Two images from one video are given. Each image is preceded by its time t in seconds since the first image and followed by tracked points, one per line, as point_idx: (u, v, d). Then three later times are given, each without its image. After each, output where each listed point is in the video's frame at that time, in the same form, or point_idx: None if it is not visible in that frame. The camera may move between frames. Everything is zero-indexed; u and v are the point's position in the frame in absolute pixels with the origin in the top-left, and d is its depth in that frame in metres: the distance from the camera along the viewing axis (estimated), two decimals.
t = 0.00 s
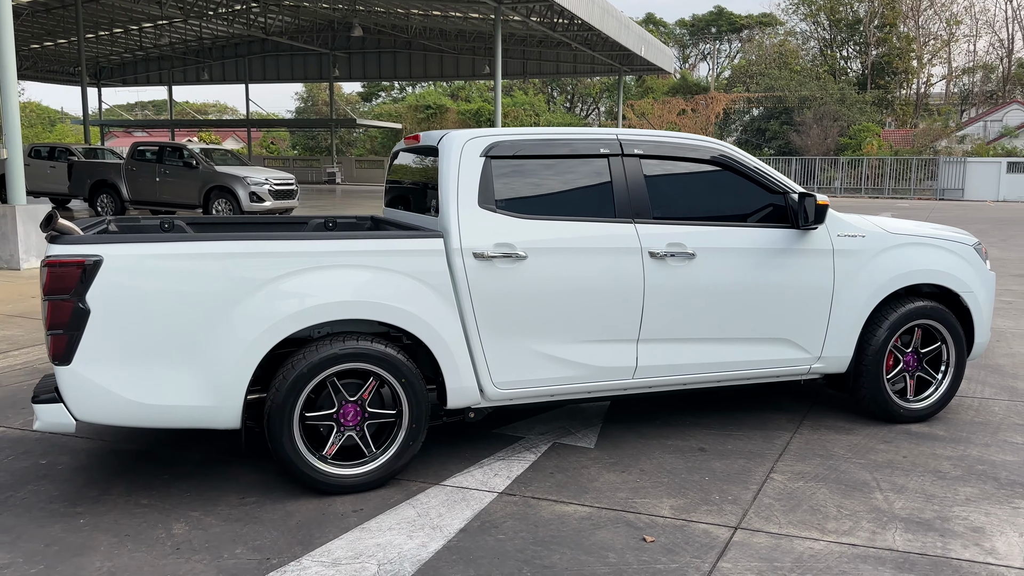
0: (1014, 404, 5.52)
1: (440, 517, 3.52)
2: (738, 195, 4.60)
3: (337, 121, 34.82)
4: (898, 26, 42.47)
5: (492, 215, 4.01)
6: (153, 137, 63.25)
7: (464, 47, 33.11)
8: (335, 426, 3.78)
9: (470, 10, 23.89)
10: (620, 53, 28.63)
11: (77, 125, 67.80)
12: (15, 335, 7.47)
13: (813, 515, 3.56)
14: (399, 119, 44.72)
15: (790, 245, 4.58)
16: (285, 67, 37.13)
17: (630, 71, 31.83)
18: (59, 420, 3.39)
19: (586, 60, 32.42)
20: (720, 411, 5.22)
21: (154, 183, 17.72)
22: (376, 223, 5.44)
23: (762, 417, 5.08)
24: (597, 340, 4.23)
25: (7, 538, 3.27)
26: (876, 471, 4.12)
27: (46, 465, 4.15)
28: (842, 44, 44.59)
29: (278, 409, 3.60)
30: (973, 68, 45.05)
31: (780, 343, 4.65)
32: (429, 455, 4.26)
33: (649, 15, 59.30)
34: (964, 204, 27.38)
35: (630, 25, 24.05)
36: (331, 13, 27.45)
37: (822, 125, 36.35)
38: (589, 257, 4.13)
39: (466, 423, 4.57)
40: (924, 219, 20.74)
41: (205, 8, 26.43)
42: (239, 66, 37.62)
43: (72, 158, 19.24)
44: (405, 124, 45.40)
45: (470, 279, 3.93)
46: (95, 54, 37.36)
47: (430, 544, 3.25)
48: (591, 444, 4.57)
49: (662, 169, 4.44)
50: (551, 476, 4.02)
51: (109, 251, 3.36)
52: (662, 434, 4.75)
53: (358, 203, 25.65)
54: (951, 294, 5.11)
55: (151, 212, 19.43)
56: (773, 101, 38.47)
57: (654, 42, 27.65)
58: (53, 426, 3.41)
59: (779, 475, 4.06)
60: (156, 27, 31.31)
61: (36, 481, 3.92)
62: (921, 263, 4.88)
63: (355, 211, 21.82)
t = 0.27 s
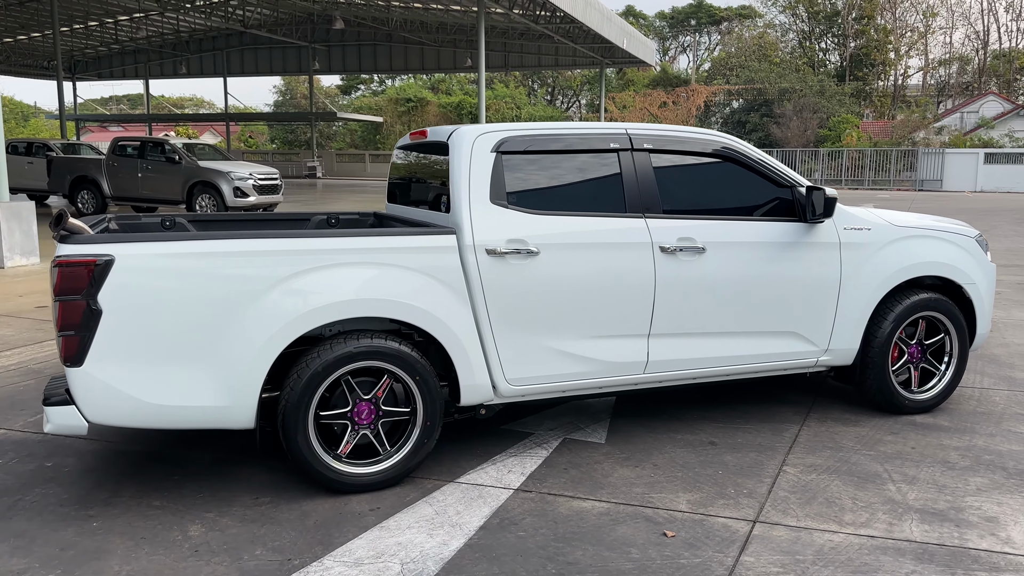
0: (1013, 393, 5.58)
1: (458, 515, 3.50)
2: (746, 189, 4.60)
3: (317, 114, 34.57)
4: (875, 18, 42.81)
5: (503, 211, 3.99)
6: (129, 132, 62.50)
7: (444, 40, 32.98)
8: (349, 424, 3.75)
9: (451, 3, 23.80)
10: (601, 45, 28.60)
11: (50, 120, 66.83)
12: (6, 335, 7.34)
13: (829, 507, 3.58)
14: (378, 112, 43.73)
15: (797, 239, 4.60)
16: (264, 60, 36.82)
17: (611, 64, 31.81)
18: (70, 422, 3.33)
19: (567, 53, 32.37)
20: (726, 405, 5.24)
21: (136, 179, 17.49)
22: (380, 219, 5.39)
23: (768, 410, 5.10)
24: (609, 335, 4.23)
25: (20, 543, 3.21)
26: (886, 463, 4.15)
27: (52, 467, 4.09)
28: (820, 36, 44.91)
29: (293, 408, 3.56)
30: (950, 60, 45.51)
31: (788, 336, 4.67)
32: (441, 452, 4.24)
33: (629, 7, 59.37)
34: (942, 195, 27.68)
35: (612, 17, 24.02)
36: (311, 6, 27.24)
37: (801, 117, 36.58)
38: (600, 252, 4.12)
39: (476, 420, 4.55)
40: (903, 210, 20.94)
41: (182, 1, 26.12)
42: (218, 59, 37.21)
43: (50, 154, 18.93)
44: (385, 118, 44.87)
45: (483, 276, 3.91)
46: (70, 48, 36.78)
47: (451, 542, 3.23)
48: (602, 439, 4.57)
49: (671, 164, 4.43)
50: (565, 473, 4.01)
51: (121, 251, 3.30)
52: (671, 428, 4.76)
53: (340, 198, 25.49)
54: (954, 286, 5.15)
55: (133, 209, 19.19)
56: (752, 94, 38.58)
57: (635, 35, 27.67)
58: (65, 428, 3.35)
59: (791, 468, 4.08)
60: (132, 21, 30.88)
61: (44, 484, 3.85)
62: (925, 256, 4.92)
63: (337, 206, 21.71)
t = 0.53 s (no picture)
0: (1010, 379, 5.64)
1: (473, 508, 3.49)
2: (750, 179, 4.61)
3: (296, 108, 34.31)
4: (853, 10, 43.15)
5: (512, 203, 3.98)
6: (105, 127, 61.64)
7: (424, 33, 32.80)
8: (360, 419, 3.73)
9: None
10: (582, 37, 28.56)
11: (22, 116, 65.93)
12: None
13: (841, 495, 3.60)
14: (358, 106, 42.67)
15: (802, 229, 4.62)
16: (243, 54, 36.49)
17: (592, 57, 31.80)
18: (80, 420, 3.28)
19: (548, 45, 32.31)
20: (729, 395, 5.26)
21: (117, 174, 17.26)
22: (380, 212, 5.35)
23: (772, 400, 5.12)
24: (617, 327, 4.23)
25: (31, 544, 3.16)
26: (893, 450, 4.19)
27: (56, 465, 4.03)
28: (798, 28, 45.21)
29: (305, 403, 3.53)
30: (925, 52, 45.97)
31: (793, 326, 4.70)
32: (450, 446, 4.23)
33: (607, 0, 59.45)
34: (921, 185, 27.96)
35: (594, 9, 23.99)
36: None
37: (781, 109, 36.81)
38: (609, 244, 4.12)
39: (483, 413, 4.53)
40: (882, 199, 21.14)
41: None
42: (195, 53, 36.79)
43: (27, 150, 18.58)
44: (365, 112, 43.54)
45: (493, 268, 3.89)
46: (43, 42, 36.19)
47: (469, 535, 3.22)
48: (609, 430, 4.57)
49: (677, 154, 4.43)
50: (576, 464, 4.01)
51: (129, 246, 3.25)
52: (677, 419, 4.77)
53: (321, 193, 25.34)
54: (954, 274, 5.19)
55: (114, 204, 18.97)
56: (732, 85, 38.78)
57: (616, 27, 27.69)
58: (74, 427, 3.30)
59: (800, 457, 4.10)
60: (108, 14, 30.45)
61: (49, 483, 3.79)
62: (926, 245, 4.95)
63: (319, 201, 21.57)
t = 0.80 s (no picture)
0: (1008, 368, 5.68)
1: (484, 502, 3.46)
2: (752, 169, 4.60)
3: (275, 103, 34.01)
4: (830, 4, 43.47)
5: (519, 194, 3.94)
6: (79, 123, 60.71)
7: (404, 26, 32.56)
8: (368, 414, 3.69)
9: None
10: (563, 31, 28.53)
11: None
12: None
13: (851, 485, 3.61)
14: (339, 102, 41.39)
15: (805, 219, 4.62)
16: (220, 48, 36.15)
17: (573, 51, 31.74)
18: (84, 417, 3.21)
19: (529, 39, 32.21)
20: (731, 384, 5.26)
21: (97, 170, 17.02)
22: (379, 205, 5.28)
23: (774, 390, 5.13)
24: (622, 319, 4.21)
25: (35, 544, 3.10)
26: (899, 439, 4.21)
27: (54, 464, 3.95)
28: (776, 22, 45.49)
29: (313, 398, 3.49)
30: (902, 45, 46.47)
31: (795, 316, 4.69)
32: (456, 440, 4.19)
33: None
34: (900, 178, 28.21)
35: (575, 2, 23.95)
36: None
37: (760, 103, 37.07)
38: (615, 235, 4.09)
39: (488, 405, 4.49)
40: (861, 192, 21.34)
41: None
42: (173, 48, 36.35)
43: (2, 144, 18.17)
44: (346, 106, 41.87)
45: (499, 261, 3.86)
46: (16, 37, 35.56)
47: (482, 529, 3.19)
48: (615, 423, 4.55)
49: (681, 145, 4.42)
50: (584, 457, 3.99)
51: (134, 239, 3.18)
52: (681, 410, 4.76)
53: (302, 188, 25.14)
54: (952, 264, 5.22)
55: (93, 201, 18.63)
56: (712, 79, 39.61)
57: (598, 22, 27.71)
58: (78, 424, 3.23)
59: (806, 447, 4.10)
60: (82, 8, 29.97)
61: (48, 482, 3.72)
62: (926, 234, 4.97)
63: (300, 196, 21.43)
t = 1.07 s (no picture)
0: (1006, 362, 5.70)
1: (495, 503, 3.40)
2: (756, 165, 4.57)
3: (254, 99, 33.71)
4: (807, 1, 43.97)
5: (526, 190, 3.88)
6: (53, 118, 59.78)
7: (384, 21, 32.34)
8: (375, 415, 3.61)
9: None
10: (544, 27, 28.49)
11: None
12: None
13: (863, 482, 3.59)
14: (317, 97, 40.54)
15: (809, 215, 4.59)
16: (198, 43, 35.76)
17: (555, 46, 31.65)
18: (85, 421, 3.11)
19: (511, 35, 32.16)
20: (734, 380, 5.23)
21: (75, 167, 16.72)
22: (377, 202, 5.20)
23: (777, 385, 5.10)
24: (630, 316, 4.16)
25: (36, 553, 3.00)
26: (906, 435, 4.20)
27: (49, 468, 3.84)
28: (755, 18, 45.83)
29: (319, 399, 3.41)
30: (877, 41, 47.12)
31: (800, 312, 4.67)
32: (462, 441, 4.13)
33: None
34: (880, 172, 28.45)
35: None
36: None
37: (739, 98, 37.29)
38: (622, 231, 4.04)
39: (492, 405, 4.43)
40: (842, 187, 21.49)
41: None
42: (149, 43, 35.87)
43: None
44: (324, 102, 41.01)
45: (507, 258, 3.79)
46: None
47: (496, 532, 3.14)
48: (620, 421, 4.49)
49: (686, 140, 4.37)
50: (592, 456, 3.95)
51: (136, 237, 3.09)
52: (686, 407, 4.72)
53: (281, 184, 24.90)
54: (954, 259, 5.22)
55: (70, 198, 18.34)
56: (692, 76, 40.00)
57: (579, 18, 27.70)
58: (78, 429, 3.13)
59: (815, 444, 4.08)
60: (57, 3, 29.49)
61: (44, 488, 3.61)
62: (928, 229, 4.97)
63: (280, 193, 21.24)
